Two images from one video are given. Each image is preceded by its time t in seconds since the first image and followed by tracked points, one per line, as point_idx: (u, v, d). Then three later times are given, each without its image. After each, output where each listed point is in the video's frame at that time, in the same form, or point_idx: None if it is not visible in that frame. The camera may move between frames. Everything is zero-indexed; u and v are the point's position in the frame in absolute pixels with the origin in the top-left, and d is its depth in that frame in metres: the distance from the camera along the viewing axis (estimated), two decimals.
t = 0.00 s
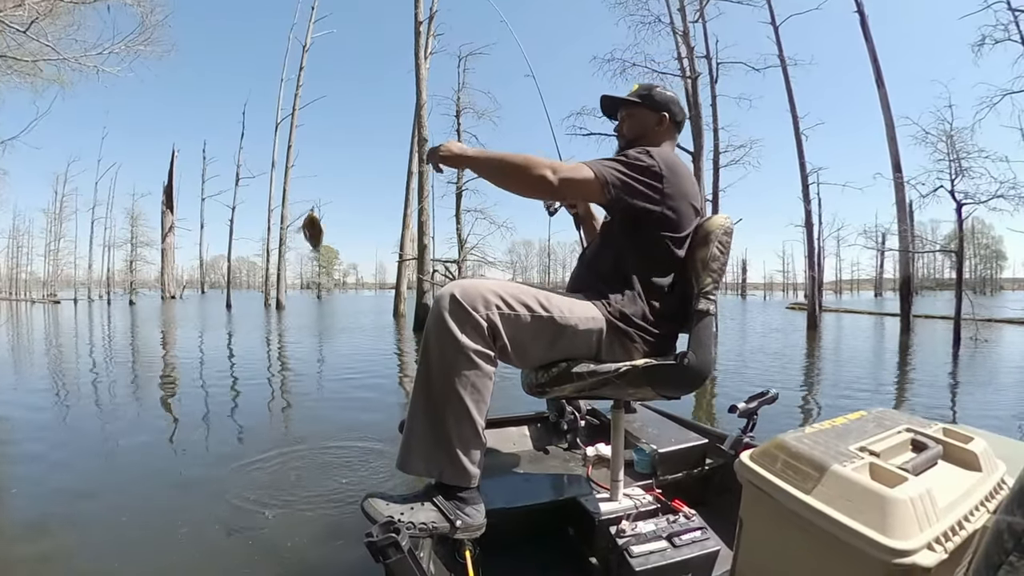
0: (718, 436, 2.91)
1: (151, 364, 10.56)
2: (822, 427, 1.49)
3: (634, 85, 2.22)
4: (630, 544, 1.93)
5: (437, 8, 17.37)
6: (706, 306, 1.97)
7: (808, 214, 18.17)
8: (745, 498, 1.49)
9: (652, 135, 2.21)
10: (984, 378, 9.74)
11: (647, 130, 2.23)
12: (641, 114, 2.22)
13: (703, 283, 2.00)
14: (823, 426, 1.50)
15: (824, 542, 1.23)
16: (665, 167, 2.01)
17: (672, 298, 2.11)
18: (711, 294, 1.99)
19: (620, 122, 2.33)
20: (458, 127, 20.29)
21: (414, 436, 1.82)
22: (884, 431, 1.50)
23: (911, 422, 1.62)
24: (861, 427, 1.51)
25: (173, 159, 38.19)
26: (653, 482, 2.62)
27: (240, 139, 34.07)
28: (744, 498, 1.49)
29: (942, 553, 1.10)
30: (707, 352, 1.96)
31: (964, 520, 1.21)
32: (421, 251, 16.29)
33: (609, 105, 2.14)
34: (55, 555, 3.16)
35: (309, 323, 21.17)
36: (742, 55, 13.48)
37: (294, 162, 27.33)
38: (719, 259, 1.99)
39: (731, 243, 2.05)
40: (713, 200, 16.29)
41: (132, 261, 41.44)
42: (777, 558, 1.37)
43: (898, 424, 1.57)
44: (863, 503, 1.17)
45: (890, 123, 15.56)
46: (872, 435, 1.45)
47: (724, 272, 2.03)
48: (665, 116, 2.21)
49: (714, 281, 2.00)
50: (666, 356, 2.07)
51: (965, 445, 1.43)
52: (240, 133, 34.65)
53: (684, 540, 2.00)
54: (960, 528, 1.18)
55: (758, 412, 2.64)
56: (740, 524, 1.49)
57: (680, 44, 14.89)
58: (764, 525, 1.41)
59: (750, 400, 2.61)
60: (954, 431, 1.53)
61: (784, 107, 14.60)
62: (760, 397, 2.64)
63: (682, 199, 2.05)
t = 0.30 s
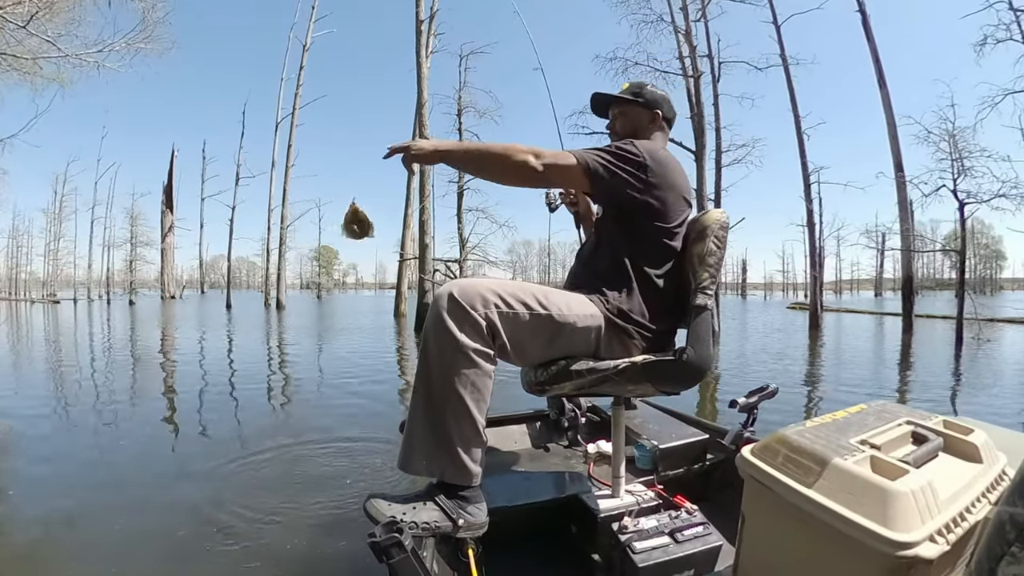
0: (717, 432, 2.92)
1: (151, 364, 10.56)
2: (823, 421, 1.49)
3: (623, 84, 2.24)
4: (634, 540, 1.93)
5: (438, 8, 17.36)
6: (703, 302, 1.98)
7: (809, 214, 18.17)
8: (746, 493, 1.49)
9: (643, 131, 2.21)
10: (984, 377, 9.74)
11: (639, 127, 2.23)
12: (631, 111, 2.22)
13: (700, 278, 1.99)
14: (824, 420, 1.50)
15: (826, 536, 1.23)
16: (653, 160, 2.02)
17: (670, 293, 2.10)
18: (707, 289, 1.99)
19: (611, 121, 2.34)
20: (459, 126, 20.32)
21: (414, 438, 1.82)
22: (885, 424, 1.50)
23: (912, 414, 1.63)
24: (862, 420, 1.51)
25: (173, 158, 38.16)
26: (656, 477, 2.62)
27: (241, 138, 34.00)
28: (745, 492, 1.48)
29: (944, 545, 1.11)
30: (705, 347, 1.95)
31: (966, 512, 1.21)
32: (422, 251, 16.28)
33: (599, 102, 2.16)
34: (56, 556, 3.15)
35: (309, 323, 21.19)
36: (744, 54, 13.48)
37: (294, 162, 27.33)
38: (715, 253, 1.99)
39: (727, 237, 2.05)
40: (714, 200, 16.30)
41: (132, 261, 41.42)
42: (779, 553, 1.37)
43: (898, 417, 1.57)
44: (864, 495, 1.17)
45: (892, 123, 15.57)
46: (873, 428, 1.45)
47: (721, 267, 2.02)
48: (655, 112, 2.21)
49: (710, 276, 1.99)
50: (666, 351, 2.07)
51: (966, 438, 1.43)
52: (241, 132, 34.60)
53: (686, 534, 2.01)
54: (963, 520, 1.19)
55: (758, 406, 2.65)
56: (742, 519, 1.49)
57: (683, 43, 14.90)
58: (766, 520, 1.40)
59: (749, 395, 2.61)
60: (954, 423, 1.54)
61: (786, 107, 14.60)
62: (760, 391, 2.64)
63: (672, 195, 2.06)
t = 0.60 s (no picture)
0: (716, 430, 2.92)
1: (151, 364, 10.56)
2: (821, 419, 1.49)
3: (615, 83, 2.24)
4: (633, 539, 1.93)
5: (438, 7, 17.33)
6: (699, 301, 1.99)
7: (811, 213, 18.16)
8: (745, 491, 1.49)
9: (636, 130, 2.21)
10: (985, 377, 9.74)
11: (632, 127, 2.23)
12: (624, 110, 2.22)
13: (697, 277, 1.99)
14: (823, 418, 1.50)
15: (825, 533, 1.23)
16: (652, 160, 2.02)
17: (667, 292, 2.10)
18: (705, 288, 1.99)
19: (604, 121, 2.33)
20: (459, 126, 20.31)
21: (412, 437, 1.82)
22: (884, 422, 1.50)
23: (910, 412, 1.63)
24: (860, 418, 1.51)
25: (172, 158, 38.11)
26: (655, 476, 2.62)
27: (241, 137, 33.95)
28: (744, 490, 1.48)
29: (942, 543, 1.11)
30: (703, 347, 1.95)
31: (965, 509, 1.21)
32: (422, 251, 16.28)
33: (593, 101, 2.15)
34: (56, 557, 3.15)
35: (309, 323, 21.18)
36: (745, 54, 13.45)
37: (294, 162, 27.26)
38: (711, 251, 1.99)
39: (723, 235, 2.05)
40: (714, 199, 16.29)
41: (131, 261, 41.38)
42: (778, 552, 1.37)
43: (897, 415, 1.57)
44: (863, 493, 1.17)
45: (894, 122, 15.55)
46: (872, 426, 1.45)
47: (718, 265, 2.02)
48: (647, 111, 2.22)
49: (707, 275, 2.00)
50: (664, 350, 2.07)
51: (965, 435, 1.43)
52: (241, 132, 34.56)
53: (685, 533, 2.01)
54: (961, 517, 1.19)
55: (757, 404, 2.64)
56: (742, 517, 1.49)
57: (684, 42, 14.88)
58: (765, 517, 1.41)
59: (748, 393, 2.61)
60: (953, 421, 1.54)
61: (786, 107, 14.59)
62: (759, 390, 2.64)
63: (670, 195, 2.06)
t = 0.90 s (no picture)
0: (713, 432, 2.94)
1: (151, 364, 10.59)
2: (818, 421, 1.49)
3: (617, 83, 2.22)
4: (630, 541, 1.93)
5: (439, 6, 17.28)
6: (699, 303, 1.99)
7: (813, 212, 18.13)
8: (742, 493, 1.49)
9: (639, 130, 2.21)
10: (986, 377, 9.73)
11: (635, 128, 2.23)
12: (628, 109, 2.20)
13: (696, 279, 2.00)
14: (819, 420, 1.51)
15: (821, 535, 1.23)
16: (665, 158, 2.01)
17: (665, 293, 2.11)
18: (704, 290, 2.00)
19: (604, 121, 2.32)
20: (460, 126, 20.29)
21: (410, 436, 1.82)
22: (882, 424, 1.50)
23: (907, 415, 1.63)
24: (858, 420, 1.51)
25: (172, 158, 38.09)
26: (652, 477, 2.64)
27: (241, 136, 33.89)
28: (742, 493, 1.49)
29: (938, 545, 1.11)
30: (702, 347, 1.94)
31: (962, 512, 1.21)
32: (423, 250, 16.27)
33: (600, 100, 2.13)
34: (55, 556, 3.16)
35: (309, 323, 21.20)
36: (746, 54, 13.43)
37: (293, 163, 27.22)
38: (711, 253, 2.01)
39: (722, 238, 2.07)
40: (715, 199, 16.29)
41: (131, 260, 41.38)
42: (774, 553, 1.37)
43: (895, 418, 1.58)
44: (859, 495, 1.17)
45: (896, 122, 15.50)
46: (868, 428, 1.46)
47: (717, 267, 2.04)
48: (650, 113, 2.22)
49: (706, 277, 2.01)
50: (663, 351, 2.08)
51: (962, 438, 1.43)
52: (242, 131, 34.52)
53: (682, 535, 2.01)
54: (958, 519, 1.19)
55: (754, 406, 2.65)
56: (738, 518, 1.50)
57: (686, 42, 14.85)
58: (762, 518, 1.41)
59: (745, 396, 2.63)
60: (950, 424, 1.54)
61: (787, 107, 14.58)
62: (756, 392, 2.64)
63: (678, 196, 2.06)
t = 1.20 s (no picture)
0: (709, 437, 2.93)
1: (152, 364, 10.60)
2: (814, 426, 1.49)
3: (626, 85, 2.21)
4: (624, 544, 1.93)
5: (441, 6, 17.27)
6: (698, 307, 1.98)
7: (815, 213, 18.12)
8: (738, 496, 1.49)
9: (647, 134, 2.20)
10: (988, 378, 9.72)
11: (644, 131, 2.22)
12: (636, 112, 2.20)
13: (696, 284, 1.98)
14: (815, 425, 1.51)
15: (816, 540, 1.23)
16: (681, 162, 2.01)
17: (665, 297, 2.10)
18: (704, 295, 1.99)
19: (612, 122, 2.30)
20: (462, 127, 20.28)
21: (406, 437, 1.82)
22: (877, 430, 1.50)
23: (904, 421, 1.62)
24: (853, 426, 1.51)
25: (174, 157, 38.09)
26: (647, 480, 2.64)
27: (243, 136, 33.88)
28: (737, 497, 1.49)
29: (933, 552, 1.11)
30: (700, 351, 1.94)
31: (957, 519, 1.21)
32: (424, 250, 16.25)
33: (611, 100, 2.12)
34: (54, 558, 3.16)
35: (310, 323, 21.21)
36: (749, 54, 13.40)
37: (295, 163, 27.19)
38: (713, 257, 2.00)
39: (723, 244, 2.06)
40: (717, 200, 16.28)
41: (132, 260, 41.37)
42: (768, 557, 1.37)
43: (890, 423, 1.58)
44: (855, 501, 1.17)
45: (898, 122, 15.48)
46: (864, 434, 1.46)
47: (717, 273, 2.03)
48: (658, 117, 2.21)
49: (707, 281, 2.00)
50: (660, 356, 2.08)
51: (958, 444, 1.43)
52: (243, 130, 34.50)
53: (677, 538, 2.01)
54: (952, 526, 1.19)
55: (750, 411, 2.64)
56: (733, 523, 1.50)
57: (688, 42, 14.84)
58: (756, 522, 1.41)
59: (741, 401, 2.62)
60: (946, 430, 1.53)
61: (790, 108, 14.55)
62: (752, 396, 2.64)
63: (686, 200, 2.05)
